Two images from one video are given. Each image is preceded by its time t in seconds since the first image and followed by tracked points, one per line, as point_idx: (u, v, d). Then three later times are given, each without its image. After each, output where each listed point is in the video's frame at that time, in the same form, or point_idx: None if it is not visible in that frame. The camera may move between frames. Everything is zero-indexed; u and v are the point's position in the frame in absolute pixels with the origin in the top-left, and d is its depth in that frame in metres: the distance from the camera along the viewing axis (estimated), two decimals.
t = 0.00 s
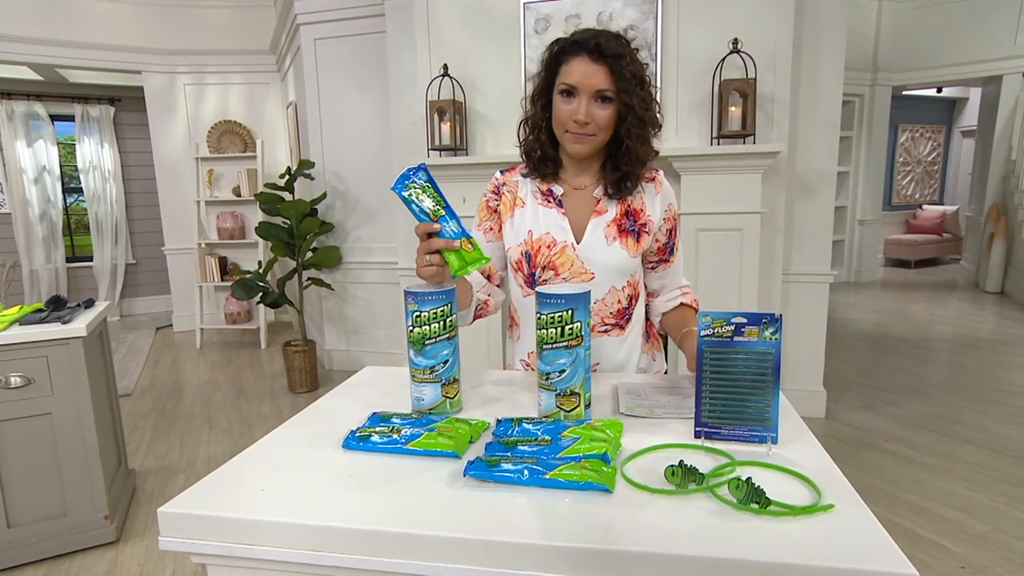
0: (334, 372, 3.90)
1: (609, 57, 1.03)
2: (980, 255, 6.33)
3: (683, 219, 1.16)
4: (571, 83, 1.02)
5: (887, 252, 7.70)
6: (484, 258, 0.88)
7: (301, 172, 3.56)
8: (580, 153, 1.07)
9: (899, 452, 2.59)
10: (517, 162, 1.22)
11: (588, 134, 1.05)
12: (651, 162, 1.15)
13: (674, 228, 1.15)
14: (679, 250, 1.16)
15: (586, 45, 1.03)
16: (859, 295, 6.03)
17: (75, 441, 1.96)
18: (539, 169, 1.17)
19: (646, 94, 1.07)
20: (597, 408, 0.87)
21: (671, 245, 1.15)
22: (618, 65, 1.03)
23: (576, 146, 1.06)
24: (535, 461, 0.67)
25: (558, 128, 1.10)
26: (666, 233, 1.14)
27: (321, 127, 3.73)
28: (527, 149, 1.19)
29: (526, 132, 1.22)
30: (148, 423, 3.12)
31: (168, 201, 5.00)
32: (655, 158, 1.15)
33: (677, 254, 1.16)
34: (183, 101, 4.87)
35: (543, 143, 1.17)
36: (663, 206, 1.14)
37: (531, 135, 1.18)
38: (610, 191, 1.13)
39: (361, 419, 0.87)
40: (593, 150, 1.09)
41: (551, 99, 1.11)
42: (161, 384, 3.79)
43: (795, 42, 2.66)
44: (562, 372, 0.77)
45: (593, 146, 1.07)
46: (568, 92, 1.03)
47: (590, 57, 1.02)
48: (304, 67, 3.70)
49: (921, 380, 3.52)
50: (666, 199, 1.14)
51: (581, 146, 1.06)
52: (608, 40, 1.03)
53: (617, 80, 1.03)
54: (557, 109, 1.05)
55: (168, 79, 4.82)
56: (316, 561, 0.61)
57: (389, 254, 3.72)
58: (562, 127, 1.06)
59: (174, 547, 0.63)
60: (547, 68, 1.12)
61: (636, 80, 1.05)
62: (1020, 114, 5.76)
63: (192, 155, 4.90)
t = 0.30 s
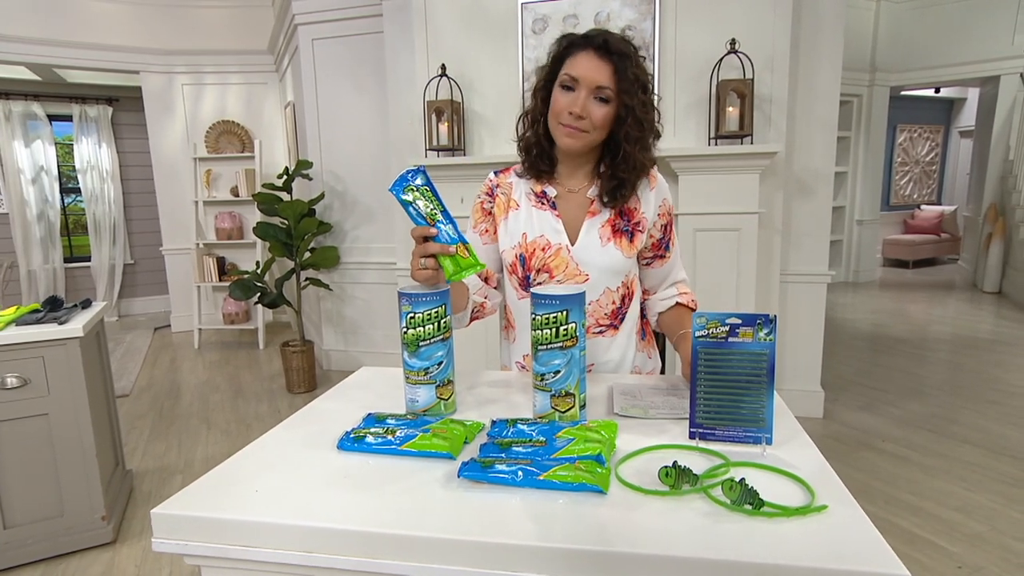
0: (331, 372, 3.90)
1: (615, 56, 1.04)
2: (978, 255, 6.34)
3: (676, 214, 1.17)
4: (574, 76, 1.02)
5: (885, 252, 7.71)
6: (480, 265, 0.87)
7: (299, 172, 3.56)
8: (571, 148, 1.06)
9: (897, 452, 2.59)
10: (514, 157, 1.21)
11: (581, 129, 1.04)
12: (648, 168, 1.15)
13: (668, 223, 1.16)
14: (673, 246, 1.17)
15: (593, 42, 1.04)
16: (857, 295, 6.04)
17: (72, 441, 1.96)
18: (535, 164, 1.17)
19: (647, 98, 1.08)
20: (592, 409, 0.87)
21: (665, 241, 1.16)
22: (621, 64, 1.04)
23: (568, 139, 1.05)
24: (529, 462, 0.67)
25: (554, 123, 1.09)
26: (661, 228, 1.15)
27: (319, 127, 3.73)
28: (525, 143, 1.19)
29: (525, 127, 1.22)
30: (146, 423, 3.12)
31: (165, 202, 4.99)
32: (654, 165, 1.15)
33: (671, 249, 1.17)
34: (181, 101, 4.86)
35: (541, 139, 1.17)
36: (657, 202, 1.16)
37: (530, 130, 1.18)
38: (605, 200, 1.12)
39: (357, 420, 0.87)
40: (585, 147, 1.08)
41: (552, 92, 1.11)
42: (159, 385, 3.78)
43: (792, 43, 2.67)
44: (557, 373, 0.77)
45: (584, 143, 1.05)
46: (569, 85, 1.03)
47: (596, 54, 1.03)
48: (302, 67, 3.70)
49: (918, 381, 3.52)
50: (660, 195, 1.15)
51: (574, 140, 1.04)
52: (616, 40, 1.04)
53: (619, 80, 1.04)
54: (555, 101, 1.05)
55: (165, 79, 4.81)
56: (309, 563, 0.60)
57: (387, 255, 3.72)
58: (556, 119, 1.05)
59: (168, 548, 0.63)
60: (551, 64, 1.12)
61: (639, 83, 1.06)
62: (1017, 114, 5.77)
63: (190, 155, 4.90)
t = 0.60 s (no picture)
0: (330, 373, 3.90)
1: (619, 62, 1.04)
2: (976, 255, 6.35)
3: (670, 215, 1.17)
4: (574, 76, 1.02)
5: (883, 252, 7.72)
6: (477, 265, 0.87)
7: (297, 173, 3.56)
8: (562, 148, 1.05)
9: (894, 452, 2.60)
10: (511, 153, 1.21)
11: (574, 130, 1.03)
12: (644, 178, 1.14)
13: (662, 224, 1.17)
14: (667, 246, 1.17)
15: (598, 44, 1.04)
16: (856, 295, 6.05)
17: (69, 442, 1.96)
18: (530, 161, 1.17)
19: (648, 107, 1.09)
20: (588, 409, 0.88)
21: (659, 241, 1.16)
22: (623, 73, 1.04)
23: (560, 139, 1.04)
24: (524, 464, 0.67)
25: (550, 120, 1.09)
26: (654, 228, 1.16)
27: (317, 127, 3.73)
28: (523, 139, 1.20)
29: (524, 122, 1.21)
30: (144, 424, 3.12)
31: (164, 202, 4.99)
32: (651, 174, 1.15)
33: (665, 249, 1.17)
34: (180, 102, 4.86)
35: (539, 136, 1.17)
36: (650, 203, 1.16)
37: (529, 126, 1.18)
38: (598, 208, 1.11)
39: (353, 421, 0.87)
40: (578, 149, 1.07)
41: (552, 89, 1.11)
42: (156, 385, 3.78)
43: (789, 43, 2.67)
44: (552, 374, 0.77)
45: (577, 145, 1.05)
46: (569, 84, 1.03)
47: (600, 57, 1.03)
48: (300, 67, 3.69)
49: (916, 381, 3.53)
50: (653, 197, 1.16)
51: (565, 141, 1.04)
52: (622, 46, 1.04)
53: (620, 86, 1.04)
54: (552, 98, 1.04)
55: (164, 79, 4.80)
56: (303, 564, 0.60)
57: (386, 255, 3.72)
58: (550, 117, 1.04)
59: (162, 550, 0.63)
60: (554, 63, 1.12)
61: (640, 91, 1.06)
62: (1015, 114, 5.78)
63: (188, 155, 4.89)
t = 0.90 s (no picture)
0: (329, 373, 3.90)
1: (611, 59, 1.04)
2: (975, 255, 6.35)
3: (668, 217, 1.18)
4: (568, 75, 1.02)
5: (883, 252, 7.73)
6: (475, 267, 0.88)
7: (296, 173, 3.56)
8: (561, 147, 1.05)
9: (893, 452, 2.60)
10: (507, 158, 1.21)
11: (572, 128, 1.03)
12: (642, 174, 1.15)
13: (660, 226, 1.17)
14: (665, 248, 1.17)
15: (589, 43, 1.04)
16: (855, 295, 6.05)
17: (68, 442, 1.96)
18: (527, 165, 1.17)
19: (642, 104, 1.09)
20: (586, 411, 0.88)
21: (657, 243, 1.17)
22: (616, 68, 1.04)
23: (558, 138, 1.04)
24: (521, 466, 0.67)
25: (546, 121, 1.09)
26: (652, 231, 1.16)
27: (316, 128, 3.73)
28: (520, 144, 1.20)
29: (519, 127, 1.22)
30: (143, 424, 3.11)
31: (163, 203, 4.98)
32: (648, 170, 1.16)
33: (663, 252, 1.17)
34: (179, 102, 4.86)
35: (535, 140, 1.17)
36: (649, 204, 1.16)
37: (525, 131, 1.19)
38: (596, 207, 1.12)
39: (351, 422, 0.87)
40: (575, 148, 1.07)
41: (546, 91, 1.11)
42: (156, 386, 3.78)
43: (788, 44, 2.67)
44: (550, 375, 0.77)
45: (574, 143, 1.04)
46: (563, 84, 1.03)
47: (592, 56, 1.03)
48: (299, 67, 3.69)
49: (915, 381, 3.53)
50: (652, 199, 1.15)
51: (564, 139, 1.03)
52: (613, 43, 1.05)
53: (614, 83, 1.04)
54: (548, 99, 1.04)
55: (163, 79, 4.79)
56: (300, 566, 0.60)
57: (385, 256, 3.72)
58: (547, 117, 1.04)
59: (160, 551, 0.63)
60: (547, 65, 1.12)
61: (634, 87, 1.07)
62: (1014, 115, 5.79)
63: (187, 155, 4.89)
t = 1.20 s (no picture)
0: (329, 373, 3.90)
1: (606, 62, 1.04)
2: (974, 255, 6.36)
3: (666, 218, 1.18)
4: (564, 80, 1.01)
5: (882, 252, 7.73)
6: (475, 268, 0.88)
7: (296, 174, 3.56)
8: (559, 152, 1.05)
9: (892, 453, 2.60)
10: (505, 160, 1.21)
11: (570, 133, 1.03)
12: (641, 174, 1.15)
13: (658, 227, 1.17)
14: (663, 248, 1.18)
15: (584, 46, 1.04)
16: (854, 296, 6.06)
17: (67, 443, 1.96)
18: (526, 168, 1.17)
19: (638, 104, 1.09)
20: (585, 412, 0.88)
21: (655, 244, 1.17)
22: (611, 71, 1.04)
23: (556, 143, 1.04)
24: (520, 467, 0.67)
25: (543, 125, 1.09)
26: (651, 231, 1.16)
27: (316, 128, 3.73)
28: (518, 146, 1.20)
29: (517, 129, 1.22)
30: (142, 425, 3.11)
31: (163, 203, 4.98)
32: (647, 171, 1.16)
33: (661, 253, 1.17)
34: (178, 102, 4.85)
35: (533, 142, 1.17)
36: (647, 206, 1.16)
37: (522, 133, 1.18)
38: (597, 208, 1.12)
39: (349, 424, 0.87)
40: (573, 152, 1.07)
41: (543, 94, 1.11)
42: (155, 386, 3.78)
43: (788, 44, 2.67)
44: (549, 377, 0.77)
45: (573, 148, 1.05)
46: (559, 88, 1.02)
47: (587, 59, 1.03)
48: (298, 68, 3.69)
49: (915, 381, 3.53)
50: (650, 200, 1.16)
51: (562, 144, 1.04)
52: (608, 45, 1.05)
53: (610, 85, 1.04)
54: (545, 104, 1.04)
55: (162, 79, 4.79)
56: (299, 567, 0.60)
57: (384, 256, 3.72)
58: (545, 122, 1.05)
59: (160, 554, 0.63)
60: (543, 67, 1.12)
61: (630, 88, 1.07)
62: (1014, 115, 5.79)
63: (187, 156, 4.89)
